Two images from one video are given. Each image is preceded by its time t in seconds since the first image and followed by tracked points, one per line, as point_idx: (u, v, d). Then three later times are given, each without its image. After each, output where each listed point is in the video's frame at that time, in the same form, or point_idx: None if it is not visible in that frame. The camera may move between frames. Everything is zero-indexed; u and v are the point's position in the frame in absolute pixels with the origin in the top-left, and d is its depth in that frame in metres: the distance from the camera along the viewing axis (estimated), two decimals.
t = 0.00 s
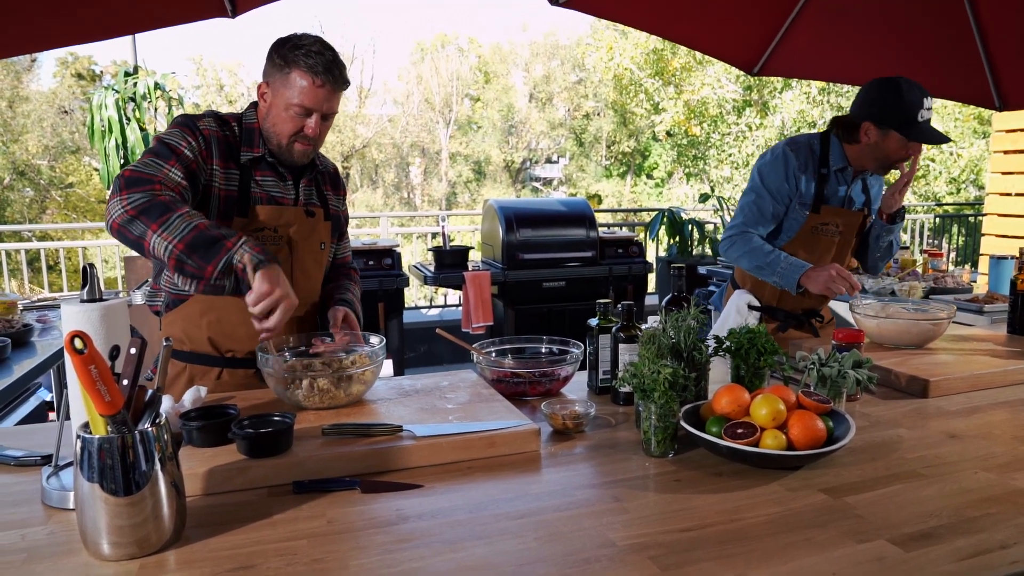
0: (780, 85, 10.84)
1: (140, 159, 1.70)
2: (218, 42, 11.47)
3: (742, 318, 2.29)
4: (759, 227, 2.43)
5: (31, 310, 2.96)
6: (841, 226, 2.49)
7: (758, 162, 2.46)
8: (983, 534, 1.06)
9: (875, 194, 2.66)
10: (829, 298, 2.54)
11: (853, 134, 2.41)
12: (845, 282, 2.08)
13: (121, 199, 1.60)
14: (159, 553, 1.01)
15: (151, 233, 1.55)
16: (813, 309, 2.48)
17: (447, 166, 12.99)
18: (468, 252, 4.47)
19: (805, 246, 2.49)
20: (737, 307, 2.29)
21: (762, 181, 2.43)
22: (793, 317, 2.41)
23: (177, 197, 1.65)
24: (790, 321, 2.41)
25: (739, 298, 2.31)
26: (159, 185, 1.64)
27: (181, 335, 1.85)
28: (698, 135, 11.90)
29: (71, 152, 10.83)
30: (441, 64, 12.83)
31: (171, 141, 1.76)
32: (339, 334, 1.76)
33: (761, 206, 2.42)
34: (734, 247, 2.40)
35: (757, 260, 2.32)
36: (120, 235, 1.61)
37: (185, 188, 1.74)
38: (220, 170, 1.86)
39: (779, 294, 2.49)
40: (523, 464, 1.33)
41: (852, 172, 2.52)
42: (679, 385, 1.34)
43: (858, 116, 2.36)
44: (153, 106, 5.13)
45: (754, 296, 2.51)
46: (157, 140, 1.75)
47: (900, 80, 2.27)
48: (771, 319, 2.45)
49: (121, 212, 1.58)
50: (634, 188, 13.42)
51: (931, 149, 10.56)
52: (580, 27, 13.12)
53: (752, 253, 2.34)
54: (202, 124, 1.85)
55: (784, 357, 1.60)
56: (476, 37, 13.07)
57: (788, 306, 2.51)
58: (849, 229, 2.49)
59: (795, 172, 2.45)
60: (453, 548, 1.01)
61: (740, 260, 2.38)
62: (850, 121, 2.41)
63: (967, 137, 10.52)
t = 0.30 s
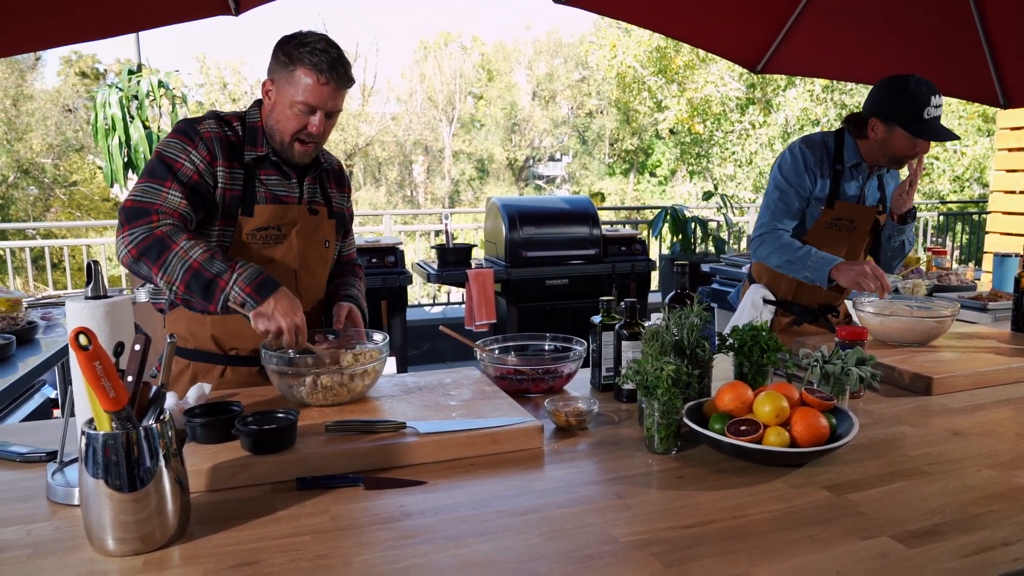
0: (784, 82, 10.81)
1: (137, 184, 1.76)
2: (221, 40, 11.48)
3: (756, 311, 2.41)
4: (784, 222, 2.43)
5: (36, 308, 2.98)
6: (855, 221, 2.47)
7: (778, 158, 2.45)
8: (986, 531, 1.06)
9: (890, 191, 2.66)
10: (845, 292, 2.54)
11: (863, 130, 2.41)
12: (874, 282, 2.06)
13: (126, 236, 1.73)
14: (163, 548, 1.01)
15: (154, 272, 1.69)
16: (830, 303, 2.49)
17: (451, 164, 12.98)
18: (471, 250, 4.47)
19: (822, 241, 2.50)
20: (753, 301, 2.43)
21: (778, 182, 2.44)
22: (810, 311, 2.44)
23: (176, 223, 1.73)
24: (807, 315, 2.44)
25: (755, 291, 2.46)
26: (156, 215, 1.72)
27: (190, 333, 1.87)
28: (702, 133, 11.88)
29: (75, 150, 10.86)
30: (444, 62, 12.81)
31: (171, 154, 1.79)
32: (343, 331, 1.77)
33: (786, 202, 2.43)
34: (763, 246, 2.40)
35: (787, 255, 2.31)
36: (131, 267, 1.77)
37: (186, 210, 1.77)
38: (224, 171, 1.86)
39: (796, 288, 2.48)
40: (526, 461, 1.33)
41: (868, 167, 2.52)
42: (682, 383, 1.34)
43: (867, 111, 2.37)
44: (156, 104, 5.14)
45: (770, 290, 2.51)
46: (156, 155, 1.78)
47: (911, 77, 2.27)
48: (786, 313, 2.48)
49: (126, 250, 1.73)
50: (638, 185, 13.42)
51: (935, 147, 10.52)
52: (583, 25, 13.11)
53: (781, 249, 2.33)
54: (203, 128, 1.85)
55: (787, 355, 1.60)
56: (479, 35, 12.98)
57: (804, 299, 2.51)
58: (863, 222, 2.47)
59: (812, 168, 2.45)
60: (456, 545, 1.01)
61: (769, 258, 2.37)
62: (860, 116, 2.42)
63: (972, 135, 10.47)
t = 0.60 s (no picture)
0: (782, 82, 10.82)
1: (121, 188, 1.77)
2: (220, 40, 11.48)
3: (762, 310, 2.45)
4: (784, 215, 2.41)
5: (35, 308, 2.98)
6: (857, 215, 2.49)
7: (776, 154, 2.44)
8: (985, 529, 1.06)
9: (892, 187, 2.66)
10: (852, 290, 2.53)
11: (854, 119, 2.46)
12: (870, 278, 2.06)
13: (111, 238, 1.73)
14: (163, 548, 1.01)
15: (142, 262, 1.68)
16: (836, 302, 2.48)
17: (450, 164, 12.98)
18: (470, 250, 4.47)
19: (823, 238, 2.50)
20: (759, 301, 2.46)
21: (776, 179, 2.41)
22: (814, 309, 2.45)
23: (161, 220, 1.74)
24: (812, 313, 2.45)
25: (761, 290, 2.49)
26: (141, 214, 1.73)
27: (188, 332, 1.87)
28: (700, 133, 11.85)
29: (73, 151, 10.85)
30: (442, 62, 12.79)
31: (153, 158, 1.80)
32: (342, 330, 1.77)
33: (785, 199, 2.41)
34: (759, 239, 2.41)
35: (783, 249, 2.33)
36: (119, 271, 1.75)
37: (170, 210, 1.79)
38: (209, 171, 1.87)
39: (802, 285, 2.45)
40: (526, 460, 1.33)
41: (866, 163, 2.54)
42: (681, 382, 1.34)
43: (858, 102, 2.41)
44: (155, 105, 5.13)
45: (773, 289, 2.48)
46: (138, 160, 1.80)
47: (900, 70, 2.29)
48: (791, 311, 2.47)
49: (113, 250, 1.72)
50: (637, 185, 13.44)
51: (934, 146, 10.53)
52: (581, 25, 13.11)
53: (777, 243, 2.35)
54: (185, 130, 1.86)
55: (785, 354, 1.60)
56: (478, 35, 12.97)
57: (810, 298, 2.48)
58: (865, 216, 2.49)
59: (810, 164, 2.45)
60: (456, 544, 1.02)
61: (766, 252, 2.38)
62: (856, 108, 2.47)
63: (971, 134, 10.46)
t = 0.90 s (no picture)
0: (783, 78, 10.78)
1: (116, 192, 1.77)
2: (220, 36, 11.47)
3: (756, 309, 2.48)
4: (785, 215, 2.41)
5: (37, 305, 2.98)
6: (850, 211, 2.49)
7: (769, 151, 2.44)
8: (988, 525, 1.06)
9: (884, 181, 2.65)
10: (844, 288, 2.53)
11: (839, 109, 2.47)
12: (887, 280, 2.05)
13: (111, 244, 1.75)
14: (166, 544, 1.01)
15: (144, 275, 1.71)
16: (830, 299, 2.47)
17: (450, 160, 12.96)
18: (471, 246, 4.48)
19: (820, 235, 2.50)
20: (752, 299, 2.49)
21: (770, 178, 2.41)
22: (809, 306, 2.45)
23: (160, 229, 1.77)
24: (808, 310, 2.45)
25: (755, 289, 2.51)
26: (140, 221, 1.75)
27: (183, 329, 1.87)
28: (701, 129, 11.79)
29: (74, 148, 10.85)
30: (443, 58, 12.76)
31: (144, 160, 1.80)
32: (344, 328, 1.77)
33: (783, 196, 2.40)
34: (766, 243, 2.38)
35: (793, 253, 2.30)
36: (116, 278, 1.77)
37: (167, 216, 1.79)
38: (194, 170, 1.86)
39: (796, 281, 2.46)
40: (528, 456, 1.33)
41: (855, 156, 2.53)
42: (683, 377, 1.34)
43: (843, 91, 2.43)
44: (156, 101, 5.12)
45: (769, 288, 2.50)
46: (131, 162, 1.80)
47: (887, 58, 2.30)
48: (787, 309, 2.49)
49: (112, 258, 1.74)
50: (637, 182, 13.43)
51: (935, 143, 10.50)
52: (582, 21, 13.08)
53: (785, 246, 2.33)
54: (169, 130, 1.84)
55: (787, 351, 1.60)
56: (478, 31, 12.94)
57: (805, 294, 2.48)
58: (858, 212, 2.49)
59: (804, 158, 2.44)
60: (458, 540, 1.02)
61: (773, 255, 2.36)
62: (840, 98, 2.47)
63: (972, 130, 10.44)
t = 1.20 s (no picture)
0: (791, 80, 10.73)
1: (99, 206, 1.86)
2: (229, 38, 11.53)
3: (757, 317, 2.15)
4: (789, 220, 2.39)
5: (45, 305, 2.99)
6: (849, 213, 2.48)
7: (762, 155, 2.42)
8: (1000, 531, 1.05)
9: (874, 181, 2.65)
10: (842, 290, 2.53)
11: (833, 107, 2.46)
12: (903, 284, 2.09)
13: (93, 256, 1.82)
14: (175, 545, 1.01)
15: (124, 282, 1.78)
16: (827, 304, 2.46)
17: (457, 162, 12.97)
18: (478, 248, 4.48)
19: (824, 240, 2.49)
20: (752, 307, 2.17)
21: (770, 184, 2.38)
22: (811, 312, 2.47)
23: (136, 234, 1.82)
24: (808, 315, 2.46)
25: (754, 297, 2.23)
26: (115, 230, 1.81)
27: (191, 330, 1.88)
28: (708, 131, 11.76)
29: (82, 148, 10.90)
30: (450, 60, 12.79)
31: (127, 171, 1.86)
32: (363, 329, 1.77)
33: (785, 201, 2.38)
34: (774, 252, 2.36)
35: (805, 261, 2.30)
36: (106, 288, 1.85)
37: (143, 222, 1.85)
38: (184, 175, 1.89)
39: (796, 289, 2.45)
40: (536, 459, 1.33)
41: (849, 156, 2.53)
42: (692, 381, 1.34)
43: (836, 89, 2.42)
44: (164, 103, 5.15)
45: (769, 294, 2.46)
46: (114, 175, 1.87)
47: (881, 58, 2.31)
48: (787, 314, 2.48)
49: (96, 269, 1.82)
50: (644, 183, 13.42)
51: (943, 144, 10.45)
52: (589, 22, 13.09)
53: (796, 255, 2.32)
54: (159, 138, 1.89)
55: (796, 354, 1.59)
56: (486, 32, 13.03)
57: (806, 301, 2.47)
58: (857, 213, 2.48)
59: (802, 160, 2.42)
60: (468, 543, 1.01)
61: (783, 264, 2.36)
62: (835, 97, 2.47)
63: (981, 132, 10.35)
